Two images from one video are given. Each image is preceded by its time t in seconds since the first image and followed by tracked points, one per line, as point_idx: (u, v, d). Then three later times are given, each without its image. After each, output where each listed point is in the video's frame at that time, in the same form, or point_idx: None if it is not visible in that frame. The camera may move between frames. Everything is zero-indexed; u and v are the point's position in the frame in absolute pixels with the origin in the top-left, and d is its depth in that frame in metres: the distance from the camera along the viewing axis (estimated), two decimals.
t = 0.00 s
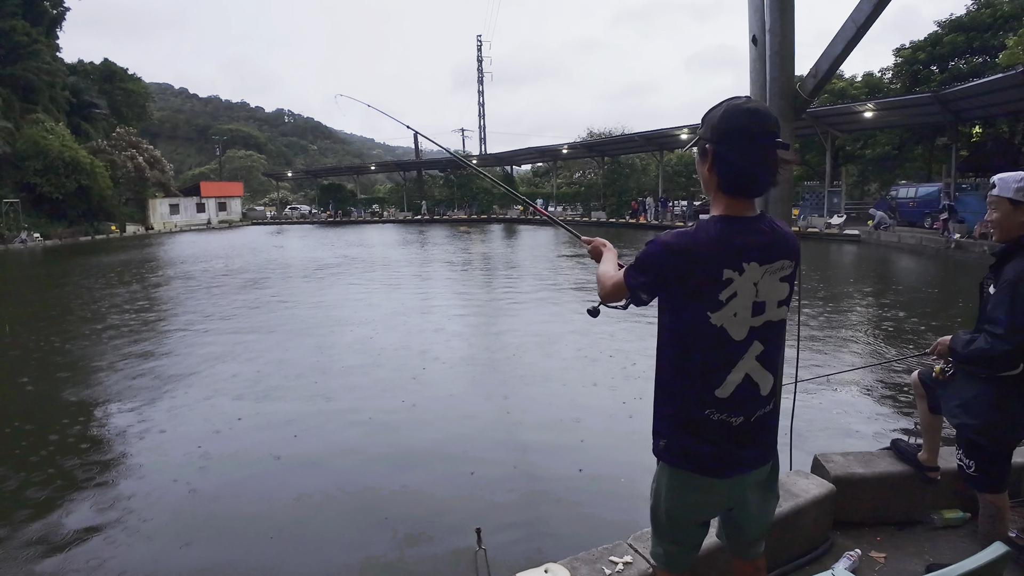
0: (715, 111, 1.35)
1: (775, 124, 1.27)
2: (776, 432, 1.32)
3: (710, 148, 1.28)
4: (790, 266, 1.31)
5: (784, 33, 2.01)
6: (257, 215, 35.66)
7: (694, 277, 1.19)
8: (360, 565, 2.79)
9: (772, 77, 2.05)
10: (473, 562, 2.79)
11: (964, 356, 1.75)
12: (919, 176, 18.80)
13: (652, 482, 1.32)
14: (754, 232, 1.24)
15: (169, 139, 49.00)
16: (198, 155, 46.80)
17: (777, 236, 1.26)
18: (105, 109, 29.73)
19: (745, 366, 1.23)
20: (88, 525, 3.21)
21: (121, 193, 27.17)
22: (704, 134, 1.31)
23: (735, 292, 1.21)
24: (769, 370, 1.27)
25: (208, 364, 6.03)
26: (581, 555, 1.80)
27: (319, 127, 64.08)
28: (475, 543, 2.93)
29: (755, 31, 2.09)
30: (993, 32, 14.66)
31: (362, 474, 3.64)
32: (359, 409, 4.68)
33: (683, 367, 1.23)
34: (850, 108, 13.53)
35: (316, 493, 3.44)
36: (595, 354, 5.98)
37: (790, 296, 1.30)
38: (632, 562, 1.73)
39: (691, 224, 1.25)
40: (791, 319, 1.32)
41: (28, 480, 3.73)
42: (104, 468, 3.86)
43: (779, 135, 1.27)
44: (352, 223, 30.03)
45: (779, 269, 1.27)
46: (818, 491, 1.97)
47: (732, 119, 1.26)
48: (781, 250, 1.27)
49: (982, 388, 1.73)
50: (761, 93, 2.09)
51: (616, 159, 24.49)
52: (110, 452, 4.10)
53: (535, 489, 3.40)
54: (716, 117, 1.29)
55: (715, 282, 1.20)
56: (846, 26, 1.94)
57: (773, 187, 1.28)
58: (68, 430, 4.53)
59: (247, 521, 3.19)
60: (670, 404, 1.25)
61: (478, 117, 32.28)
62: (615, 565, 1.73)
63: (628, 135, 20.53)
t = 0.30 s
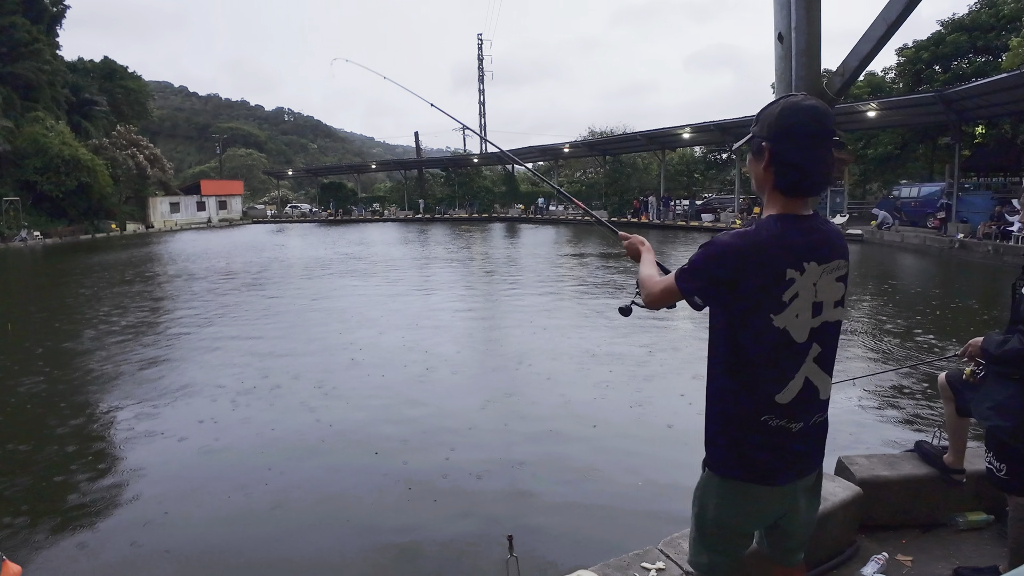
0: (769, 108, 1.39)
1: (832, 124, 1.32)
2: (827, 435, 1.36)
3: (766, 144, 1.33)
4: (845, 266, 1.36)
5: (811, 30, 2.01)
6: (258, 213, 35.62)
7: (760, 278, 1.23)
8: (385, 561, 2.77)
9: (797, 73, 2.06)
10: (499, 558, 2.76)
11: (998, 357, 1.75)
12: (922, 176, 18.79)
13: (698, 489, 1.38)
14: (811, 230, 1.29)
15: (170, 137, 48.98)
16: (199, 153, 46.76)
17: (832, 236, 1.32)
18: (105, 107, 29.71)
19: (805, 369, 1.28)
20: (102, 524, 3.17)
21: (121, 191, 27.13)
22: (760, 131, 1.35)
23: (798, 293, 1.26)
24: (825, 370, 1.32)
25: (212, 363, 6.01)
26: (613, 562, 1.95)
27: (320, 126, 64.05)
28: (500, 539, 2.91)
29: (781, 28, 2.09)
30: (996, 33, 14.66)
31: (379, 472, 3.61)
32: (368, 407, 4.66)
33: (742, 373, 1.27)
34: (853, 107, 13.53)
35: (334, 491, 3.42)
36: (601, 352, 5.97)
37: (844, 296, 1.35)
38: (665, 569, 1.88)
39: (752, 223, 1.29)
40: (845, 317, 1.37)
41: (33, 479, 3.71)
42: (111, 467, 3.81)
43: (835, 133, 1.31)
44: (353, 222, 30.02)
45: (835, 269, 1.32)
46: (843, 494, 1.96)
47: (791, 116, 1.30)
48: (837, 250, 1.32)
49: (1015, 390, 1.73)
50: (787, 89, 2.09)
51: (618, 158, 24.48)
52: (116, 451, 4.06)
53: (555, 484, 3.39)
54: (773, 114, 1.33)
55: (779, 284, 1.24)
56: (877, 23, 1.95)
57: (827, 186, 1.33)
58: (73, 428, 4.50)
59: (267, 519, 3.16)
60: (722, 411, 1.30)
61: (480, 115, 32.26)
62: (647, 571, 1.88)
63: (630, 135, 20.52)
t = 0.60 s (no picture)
0: (787, 107, 1.43)
1: (852, 110, 1.36)
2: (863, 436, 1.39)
3: (796, 141, 1.36)
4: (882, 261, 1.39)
5: (830, 25, 2.03)
6: (255, 211, 35.52)
7: (808, 275, 1.25)
8: (406, 560, 2.77)
9: (816, 68, 2.07)
10: (520, 556, 2.77)
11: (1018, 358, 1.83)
12: (919, 175, 18.89)
13: (729, 490, 1.41)
14: (851, 223, 1.32)
15: (165, 134, 48.77)
16: (194, 150, 46.57)
17: (869, 229, 1.35)
18: (101, 104, 29.53)
19: (847, 368, 1.31)
20: (114, 524, 3.15)
21: (116, 189, 26.98)
22: (784, 131, 1.38)
23: (842, 289, 1.29)
24: (865, 367, 1.35)
25: (216, 361, 5.99)
26: (636, 563, 1.98)
27: (316, 123, 63.87)
28: (520, 536, 2.92)
29: (800, 24, 2.11)
30: (995, 32, 14.72)
31: (391, 470, 3.61)
32: (375, 406, 4.65)
33: (787, 372, 1.29)
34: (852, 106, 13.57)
35: (348, 489, 3.41)
36: (605, 351, 5.99)
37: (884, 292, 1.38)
38: (689, 570, 1.91)
39: (793, 221, 1.31)
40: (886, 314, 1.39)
41: (41, 478, 3.69)
42: (117, 468, 3.78)
43: (858, 120, 1.36)
44: (351, 220, 29.97)
45: (874, 265, 1.35)
46: (866, 492, 2.05)
47: (813, 113, 1.34)
48: (877, 242, 1.35)
49: None
50: (807, 85, 2.11)
51: (617, 156, 24.51)
52: (121, 450, 4.03)
53: (569, 480, 3.41)
54: (794, 113, 1.37)
55: (825, 281, 1.27)
56: (897, 20, 1.98)
57: (858, 171, 1.38)
58: (77, 427, 4.47)
59: (283, 519, 3.15)
60: (760, 411, 1.33)
61: (478, 113, 32.21)
62: (672, 572, 1.91)
63: (629, 133, 20.53)
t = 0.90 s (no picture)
0: (774, 107, 1.45)
1: (838, 106, 1.38)
2: (877, 425, 1.42)
3: (785, 141, 1.38)
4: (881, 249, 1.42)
5: (833, 21, 2.05)
6: (248, 208, 35.40)
7: (815, 274, 1.28)
8: (414, 557, 2.78)
9: (818, 64, 2.10)
10: (528, 553, 2.78)
11: None
12: (912, 172, 19.01)
13: (740, 488, 1.44)
14: (846, 217, 1.35)
15: (157, 131, 48.49)
16: (187, 147, 46.33)
17: (864, 219, 1.38)
18: (92, 100, 29.33)
19: (860, 361, 1.35)
20: (116, 526, 3.13)
21: (108, 186, 26.79)
22: (773, 130, 1.41)
23: (848, 282, 1.31)
24: (876, 357, 1.38)
25: (211, 360, 5.95)
26: (641, 561, 1.99)
27: (309, 120, 63.68)
28: (526, 533, 2.94)
29: (801, 19, 2.13)
30: (988, 29, 14.81)
31: (394, 468, 3.62)
32: (374, 404, 4.64)
33: (801, 369, 1.31)
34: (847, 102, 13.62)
35: (352, 488, 3.41)
36: (604, 348, 5.99)
37: (885, 280, 1.42)
38: (694, 566, 1.93)
39: (791, 221, 1.34)
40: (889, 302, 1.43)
41: (39, 479, 3.67)
42: (112, 470, 3.73)
43: (843, 116, 1.37)
44: (345, 217, 29.91)
45: (875, 253, 1.38)
46: (868, 487, 2.10)
47: (800, 112, 1.36)
48: (874, 233, 1.39)
49: None
50: (808, 80, 2.13)
51: (611, 153, 24.56)
52: (116, 452, 3.98)
53: (573, 478, 3.42)
54: (782, 114, 1.39)
55: (832, 276, 1.29)
56: (899, 17, 2.02)
57: (849, 166, 1.39)
58: (71, 429, 4.42)
59: (288, 518, 3.14)
60: (777, 410, 1.35)
61: (472, 110, 32.18)
62: (677, 570, 1.93)
63: (623, 129, 20.55)
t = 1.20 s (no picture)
0: (761, 100, 1.44)
1: (824, 106, 1.37)
2: (865, 414, 1.42)
3: (768, 137, 1.38)
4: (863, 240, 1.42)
5: (824, 15, 2.04)
6: (238, 205, 35.20)
7: (796, 267, 1.28)
8: (409, 555, 2.77)
9: (810, 59, 2.10)
10: (522, 550, 2.78)
11: None
12: (901, 166, 19.12)
13: (735, 482, 1.44)
14: (826, 210, 1.35)
15: (145, 127, 48.07)
16: (175, 144, 45.96)
17: (845, 212, 1.37)
18: (80, 97, 29.03)
19: (844, 351, 1.35)
20: (104, 527, 3.10)
21: (96, 183, 26.55)
22: (758, 125, 1.40)
23: (829, 273, 1.31)
24: (859, 345, 1.39)
25: (201, 359, 5.90)
26: (635, 555, 1.99)
27: (299, 116, 63.33)
28: (520, 530, 2.93)
29: (793, 13, 2.12)
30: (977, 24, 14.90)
31: (387, 465, 3.60)
32: (366, 401, 4.62)
33: (786, 360, 1.32)
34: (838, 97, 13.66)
35: (344, 486, 3.39)
36: (597, 343, 6.00)
37: (868, 269, 1.41)
38: (688, 561, 1.93)
39: (770, 215, 1.35)
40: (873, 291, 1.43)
41: (28, 480, 3.63)
42: (100, 471, 3.69)
43: (827, 113, 1.37)
44: (336, 213, 29.78)
45: (856, 242, 1.38)
46: (860, 481, 2.12)
47: (786, 108, 1.36)
48: (855, 225, 1.38)
49: None
50: (800, 76, 2.13)
51: (603, 148, 24.56)
52: (104, 453, 3.93)
53: (566, 473, 3.42)
54: (769, 108, 1.38)
55: (813, 268, 1.29)
56: (891, 10, 2.02)
57: (830, 165, 1.39)
58: (59, 429, 4.37)
59: (281, 517, 3.12)
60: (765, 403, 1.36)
61: (463, 105, 32.10)
62: (672, 564, 1.92)
63: (615, 124, 20.54)
